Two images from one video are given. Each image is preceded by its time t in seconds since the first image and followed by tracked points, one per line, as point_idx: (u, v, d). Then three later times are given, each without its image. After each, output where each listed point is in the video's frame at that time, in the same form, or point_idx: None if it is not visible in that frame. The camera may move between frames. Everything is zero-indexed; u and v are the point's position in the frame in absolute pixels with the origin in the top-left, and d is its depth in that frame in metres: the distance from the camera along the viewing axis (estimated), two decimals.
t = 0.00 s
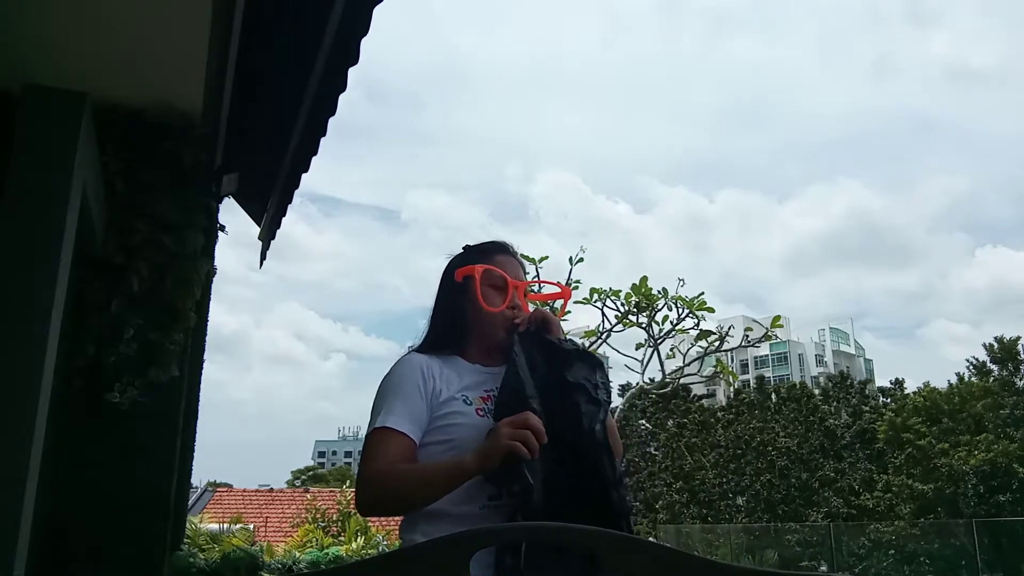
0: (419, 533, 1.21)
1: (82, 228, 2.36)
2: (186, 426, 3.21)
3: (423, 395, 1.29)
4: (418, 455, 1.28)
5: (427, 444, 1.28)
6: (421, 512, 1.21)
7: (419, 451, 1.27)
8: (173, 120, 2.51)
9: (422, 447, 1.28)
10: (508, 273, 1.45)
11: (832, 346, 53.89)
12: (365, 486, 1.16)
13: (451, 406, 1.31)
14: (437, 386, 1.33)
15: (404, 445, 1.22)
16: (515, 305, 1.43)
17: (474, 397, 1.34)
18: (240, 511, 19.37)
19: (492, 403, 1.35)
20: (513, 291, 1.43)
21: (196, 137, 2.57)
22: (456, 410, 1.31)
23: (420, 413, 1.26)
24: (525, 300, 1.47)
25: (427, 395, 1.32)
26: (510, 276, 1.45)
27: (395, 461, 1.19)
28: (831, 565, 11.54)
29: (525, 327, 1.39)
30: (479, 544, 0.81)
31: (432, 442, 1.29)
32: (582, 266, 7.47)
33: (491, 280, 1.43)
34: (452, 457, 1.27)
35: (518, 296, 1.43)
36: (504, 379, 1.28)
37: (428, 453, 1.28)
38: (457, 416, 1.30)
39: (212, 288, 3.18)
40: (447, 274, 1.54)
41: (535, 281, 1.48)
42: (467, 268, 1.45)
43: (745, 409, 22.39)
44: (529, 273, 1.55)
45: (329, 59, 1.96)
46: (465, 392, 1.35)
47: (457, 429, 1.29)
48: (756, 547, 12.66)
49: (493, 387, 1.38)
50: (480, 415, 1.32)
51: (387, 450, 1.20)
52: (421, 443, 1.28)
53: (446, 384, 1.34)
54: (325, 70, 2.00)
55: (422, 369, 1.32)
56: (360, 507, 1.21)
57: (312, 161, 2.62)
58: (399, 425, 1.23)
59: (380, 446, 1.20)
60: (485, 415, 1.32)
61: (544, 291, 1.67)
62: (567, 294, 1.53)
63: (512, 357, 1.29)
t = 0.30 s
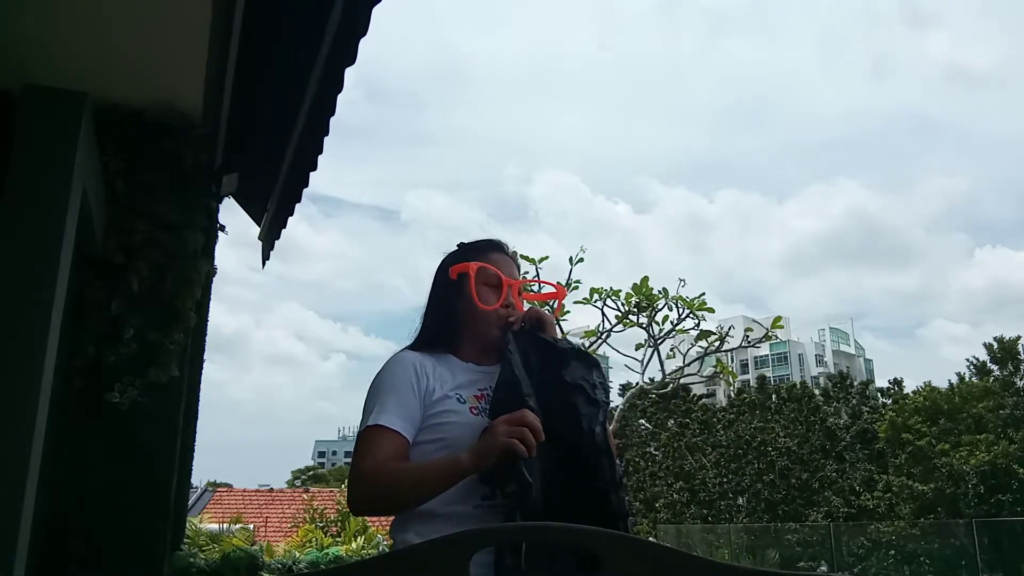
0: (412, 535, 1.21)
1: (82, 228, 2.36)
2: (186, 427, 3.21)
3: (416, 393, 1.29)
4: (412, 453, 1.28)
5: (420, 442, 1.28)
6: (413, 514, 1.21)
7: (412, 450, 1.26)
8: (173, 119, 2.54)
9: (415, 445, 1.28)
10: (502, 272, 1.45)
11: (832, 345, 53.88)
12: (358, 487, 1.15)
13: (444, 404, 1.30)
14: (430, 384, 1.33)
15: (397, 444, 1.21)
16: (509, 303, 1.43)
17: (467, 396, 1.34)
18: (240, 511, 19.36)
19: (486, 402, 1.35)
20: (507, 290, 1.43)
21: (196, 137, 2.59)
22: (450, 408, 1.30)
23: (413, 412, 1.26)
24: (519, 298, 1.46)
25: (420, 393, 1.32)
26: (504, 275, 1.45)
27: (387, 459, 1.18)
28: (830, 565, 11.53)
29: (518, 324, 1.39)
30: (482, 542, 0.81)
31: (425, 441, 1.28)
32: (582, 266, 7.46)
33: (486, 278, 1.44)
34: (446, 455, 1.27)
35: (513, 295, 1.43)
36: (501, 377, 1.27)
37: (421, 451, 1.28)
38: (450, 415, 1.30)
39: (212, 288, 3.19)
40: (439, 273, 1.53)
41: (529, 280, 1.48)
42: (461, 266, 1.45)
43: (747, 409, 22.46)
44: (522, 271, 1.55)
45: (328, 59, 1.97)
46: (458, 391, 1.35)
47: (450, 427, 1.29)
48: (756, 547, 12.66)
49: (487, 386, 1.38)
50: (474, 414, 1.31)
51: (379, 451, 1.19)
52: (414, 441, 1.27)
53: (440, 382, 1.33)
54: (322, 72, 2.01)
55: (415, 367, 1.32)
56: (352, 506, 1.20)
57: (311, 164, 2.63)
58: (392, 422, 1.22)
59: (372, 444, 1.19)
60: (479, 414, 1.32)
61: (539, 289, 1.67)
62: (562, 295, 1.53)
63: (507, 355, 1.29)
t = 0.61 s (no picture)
0: (397, 533, 1.18)
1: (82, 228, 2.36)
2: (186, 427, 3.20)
3: (412, 382, 1.27)
4: (402, 442, 1.27)
5: (411, 431, 1.27)
6: (398, 507, 1.19)
7: (406, 439, 1.25)
8: (173, 119, 2.54)
9: (406, 433, 1.27)
10: (494, 264, 1.45)
11: (832, 345, 53.88)
12: (351, 474, 1.13)
13: (437, 394, 1.30)
14: (425, 373, 1.31)
15: (389, 432, 1.18)
16: (500, 296, 1.42)
17: (461, 387, 1.34)
18: (240, 511, 19.37)
19: (479, 395, 1.35)
20: (499, 283, 1.42)
21: (196, 137, 2.60)
22: (444, 398, 1.30)
23: (406, 400, 1.24)
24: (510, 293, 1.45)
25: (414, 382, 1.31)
26: (495, 267, 1.45)
27: (378, 447, 1.16)
28: (830, 564, 11.52)
29: (510, 317, 1.41)
30: (481, 543, 0.81)
31: (417, 431, 1.27)
32: (581, 267, 7.46)
33: (478, 270, 1.43)
34: (438, 445, 1.26)
35: (505, 288, 1.42)
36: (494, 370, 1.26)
37: (412, 442, 1.27)
38: (444, 405, 1.29)
39: (212, 289, 3.18)
40: (431, 265, 1.52)
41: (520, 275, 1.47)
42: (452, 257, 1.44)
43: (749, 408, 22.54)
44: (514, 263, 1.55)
45: (328, 59, 1.97)
46: (452, 381, 1.34)
47: (443, 419, 1.28)
48: (756, 547, 12.65)
49: (479, 379, 1.38)
50: (468, 406, 1.31)
51: (371, 438, 1.16)
52: (406, 431, 1.26)
53: (434, 371, 1.33)
54: (322, 72, 2.01)
55: (410, 355, 1.30)
56: (338, 496, 1.18)
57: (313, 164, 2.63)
58: (386, 410, 1.20)
59: (364, 432, 1.17)
60: (473, 406, 1.31)
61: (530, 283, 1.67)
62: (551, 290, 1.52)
63: (501, 348, 1.28)
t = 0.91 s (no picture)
0: (399, 532, 1.18)
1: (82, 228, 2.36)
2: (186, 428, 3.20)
3: (417, 379, 1.28)
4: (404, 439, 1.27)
5: (413, 427, 1.27)
6: (397, 503, 1.20)
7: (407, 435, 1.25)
8: (172, 118, 2.55)
9: (408, 431, 1.27)
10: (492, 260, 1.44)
11: (832, 345, 53.87)
12: (349, 467, 1.13)
13: (444, 393, 1.29)
14: (430, 370, 1.32)
15: (388, 427, 1.18)
16: (496, 290, 1.41)
17: (465, 385, 1.34)
18: (240, 511, 19.36)
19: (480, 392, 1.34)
20: (496, 276, 1.41)
21: (196, 136, 2.60)
22: (447, 396, 1.30)
23: (408, 396, 1.24)
24: (509, 286, 1.44)
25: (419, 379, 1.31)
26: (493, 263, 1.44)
27: (375, 442, 1.15)
28: (830, 564, 11.54)
29: (503, 313, 1.31)
30: (479, 544, 0.81)
31: (418, 428, 1.27)
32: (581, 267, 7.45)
33: (472, 265, 1.43)
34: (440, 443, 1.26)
35: (501, 282, 1.41)
36: (480, 366, 1.24)
37: (414, 438, 1.26)
38: (446, 402, 1.29)
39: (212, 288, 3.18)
40: (432, 263, 1.52)
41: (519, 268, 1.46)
42: (445, 255, 1.44)
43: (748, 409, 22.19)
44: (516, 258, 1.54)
45: (329, 59, 1.97)
46: (456, 378, 1.34)
47: (445, 415, 1.28)
48: (756, 547, 12.67)
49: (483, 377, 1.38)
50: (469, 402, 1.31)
51: (366, 431, 1.16)
52: (407, 428, 1.26)
53: (437, 368, 1.32)
54: (322, 72, 2.01)
55: (416, 350, 1.31)
56: (338, 492, 1.18)
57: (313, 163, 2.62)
58: (385, 406, 1.20)
59: (361, 427, 1.17)
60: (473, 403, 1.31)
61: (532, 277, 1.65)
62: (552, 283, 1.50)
63: (489, 340, 1.25)
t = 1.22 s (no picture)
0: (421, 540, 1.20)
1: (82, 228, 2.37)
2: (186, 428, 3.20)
3: (437, 397, 1.27)
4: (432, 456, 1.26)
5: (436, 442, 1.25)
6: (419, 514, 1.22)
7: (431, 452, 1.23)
8: (173, 119, 2.58)
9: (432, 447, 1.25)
10: (510, 273, 1.39)
11: (831, 345, 53.86)
12: (375, 484, 1.14)
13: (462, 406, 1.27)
14: (451, 388, 1.31)
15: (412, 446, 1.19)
16: (515, 302, 1.34)
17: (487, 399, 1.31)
18: (239, 511, 19.35)
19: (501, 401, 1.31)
20: (514, 290, 1.34)
21: (196, 136, 2.62)
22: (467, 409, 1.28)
23: (434, 416, 1.24)
24: (530, 296, 1.36)
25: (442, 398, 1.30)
26: (511, 276, 1.39)
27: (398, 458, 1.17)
28: (830, 564, 11.54)
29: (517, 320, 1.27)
30: (478, 543, 0.81)
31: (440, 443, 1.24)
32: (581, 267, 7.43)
33: (491, 281, 1.38)
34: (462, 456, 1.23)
35: (519, 293, 1.34)
36: (487, 369, 1.23)
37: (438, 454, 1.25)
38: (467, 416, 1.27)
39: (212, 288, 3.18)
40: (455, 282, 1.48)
41: (539, 278, 1.38)
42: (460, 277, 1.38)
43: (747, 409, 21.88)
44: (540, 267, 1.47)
45: (329, 59, 1.97)
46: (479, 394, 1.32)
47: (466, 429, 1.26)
48: (756, 547, 12.66)
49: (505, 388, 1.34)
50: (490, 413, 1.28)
51: (395, 453, 1.16)
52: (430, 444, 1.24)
53: (459, 386, 1.31)
54: (322, 72, 2.01)
55: (437, 371, 1.31)
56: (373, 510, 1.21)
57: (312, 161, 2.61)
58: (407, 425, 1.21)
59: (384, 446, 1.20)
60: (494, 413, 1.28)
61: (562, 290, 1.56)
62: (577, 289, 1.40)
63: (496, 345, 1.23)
